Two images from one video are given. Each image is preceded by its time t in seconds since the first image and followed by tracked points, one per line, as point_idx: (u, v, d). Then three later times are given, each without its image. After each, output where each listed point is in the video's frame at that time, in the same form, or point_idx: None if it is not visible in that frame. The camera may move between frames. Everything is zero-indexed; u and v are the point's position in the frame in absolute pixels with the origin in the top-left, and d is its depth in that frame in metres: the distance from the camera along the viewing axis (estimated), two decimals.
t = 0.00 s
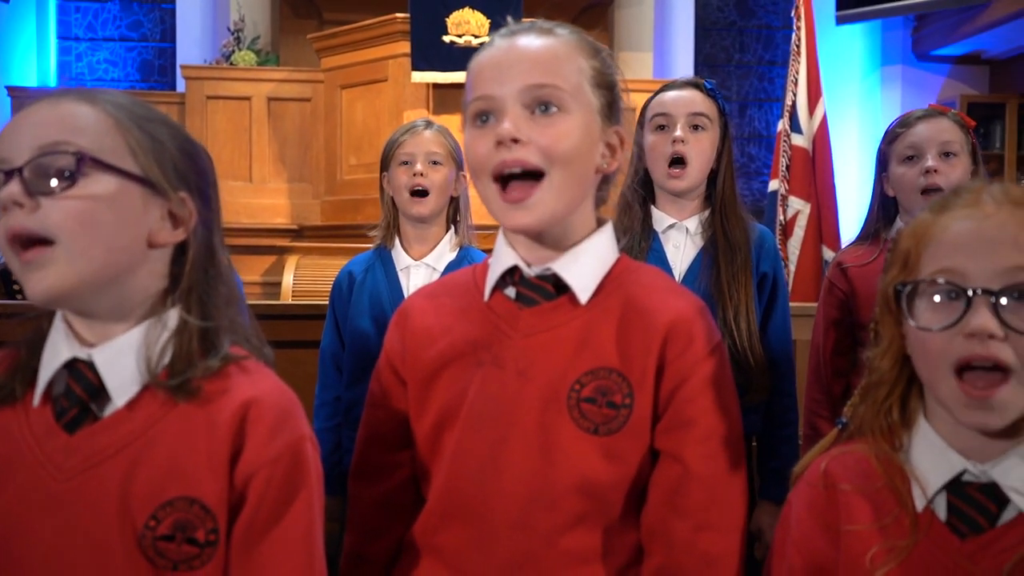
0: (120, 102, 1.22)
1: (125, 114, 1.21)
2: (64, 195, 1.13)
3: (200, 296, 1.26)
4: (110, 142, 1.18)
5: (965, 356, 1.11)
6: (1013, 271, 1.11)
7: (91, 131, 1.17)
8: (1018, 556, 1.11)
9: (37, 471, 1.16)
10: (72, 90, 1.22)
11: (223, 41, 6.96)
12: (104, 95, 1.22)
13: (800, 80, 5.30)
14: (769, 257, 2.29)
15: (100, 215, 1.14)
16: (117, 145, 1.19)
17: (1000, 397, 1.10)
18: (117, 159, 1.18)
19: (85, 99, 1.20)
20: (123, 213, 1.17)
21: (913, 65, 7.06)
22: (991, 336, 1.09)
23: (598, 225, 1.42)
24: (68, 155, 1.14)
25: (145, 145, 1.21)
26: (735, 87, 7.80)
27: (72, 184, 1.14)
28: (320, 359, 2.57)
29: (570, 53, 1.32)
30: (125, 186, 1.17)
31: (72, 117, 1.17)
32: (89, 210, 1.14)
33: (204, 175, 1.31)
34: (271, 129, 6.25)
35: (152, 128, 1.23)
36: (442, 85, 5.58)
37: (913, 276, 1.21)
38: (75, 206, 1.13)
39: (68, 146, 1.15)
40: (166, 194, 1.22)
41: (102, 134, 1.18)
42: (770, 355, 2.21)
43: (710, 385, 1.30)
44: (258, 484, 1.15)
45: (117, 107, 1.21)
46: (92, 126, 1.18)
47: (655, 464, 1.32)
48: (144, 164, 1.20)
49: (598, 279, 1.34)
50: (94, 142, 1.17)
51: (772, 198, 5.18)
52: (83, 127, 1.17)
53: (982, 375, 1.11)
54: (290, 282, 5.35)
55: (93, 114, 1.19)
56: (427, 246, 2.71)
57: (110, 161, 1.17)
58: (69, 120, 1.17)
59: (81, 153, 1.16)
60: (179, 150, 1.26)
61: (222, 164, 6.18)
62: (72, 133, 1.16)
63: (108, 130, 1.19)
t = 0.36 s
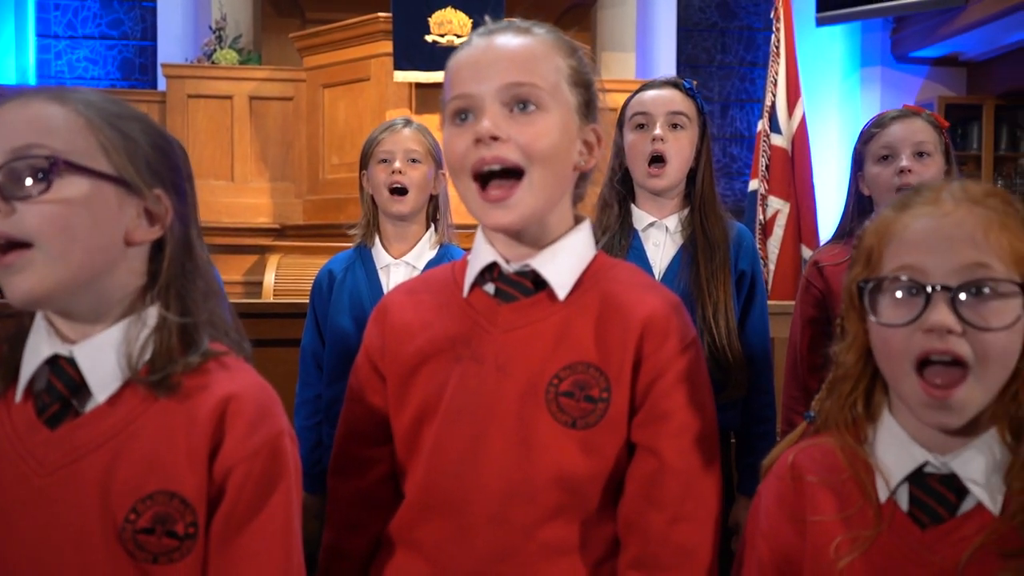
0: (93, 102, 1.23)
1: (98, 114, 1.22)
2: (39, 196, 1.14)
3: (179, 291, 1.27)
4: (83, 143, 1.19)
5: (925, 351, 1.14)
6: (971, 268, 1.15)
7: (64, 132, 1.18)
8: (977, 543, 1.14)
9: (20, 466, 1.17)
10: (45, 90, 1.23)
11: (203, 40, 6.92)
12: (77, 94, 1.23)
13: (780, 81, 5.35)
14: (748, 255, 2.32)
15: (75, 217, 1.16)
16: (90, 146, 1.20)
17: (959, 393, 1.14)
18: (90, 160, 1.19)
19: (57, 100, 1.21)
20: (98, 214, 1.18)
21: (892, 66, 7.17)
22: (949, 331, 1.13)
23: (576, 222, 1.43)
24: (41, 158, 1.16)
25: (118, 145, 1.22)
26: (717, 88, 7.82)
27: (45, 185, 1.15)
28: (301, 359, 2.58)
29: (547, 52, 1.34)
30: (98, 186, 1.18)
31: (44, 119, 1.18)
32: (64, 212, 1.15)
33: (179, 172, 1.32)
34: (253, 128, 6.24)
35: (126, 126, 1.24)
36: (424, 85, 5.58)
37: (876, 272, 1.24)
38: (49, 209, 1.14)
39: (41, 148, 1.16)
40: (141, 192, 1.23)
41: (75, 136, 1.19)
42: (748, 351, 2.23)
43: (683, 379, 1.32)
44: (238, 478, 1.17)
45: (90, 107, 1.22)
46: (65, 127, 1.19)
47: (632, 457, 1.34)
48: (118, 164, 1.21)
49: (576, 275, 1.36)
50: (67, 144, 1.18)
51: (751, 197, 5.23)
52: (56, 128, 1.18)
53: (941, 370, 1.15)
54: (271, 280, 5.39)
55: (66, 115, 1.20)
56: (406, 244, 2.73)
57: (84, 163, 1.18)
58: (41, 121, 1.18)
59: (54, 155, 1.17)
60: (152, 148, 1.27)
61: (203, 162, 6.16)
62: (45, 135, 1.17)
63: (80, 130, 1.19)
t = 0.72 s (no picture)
0: (61, 93, 1.23)
1: (66, 105, 1.22)
2: (5, 188, 1.14)
3: (148, 283, 1.27)
4: (50, 135, 1.19)
5: (874, 338, 1.16)
6: (918, 258, 1.17)
7: (31, 124, 1.18)
8: (923, 523, 1.16)
9: None
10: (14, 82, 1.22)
11: (183, 37, 6.86)
12: (45, 86, 1.23)
13: (758, 81, 5.40)
14: (724, 251, 2.34)
15: (42, 209, 1.16)
16: (57, 138, 1.19)
17: (907, 379, 1.16)
18: (57, 153, 1.19)
19: (25, 92, 1.20)
20: (65, 206, 1.18)
21: (872, 67, 7.19)
22: (897, 318, 1.15)
23: (546, 213, 1.44)
24: (8, 149, 1.16)
25: (86, 136, 1.21)
26: (699, 87, 7.84)
27: (12, 177, 1.15)
28: (278, 355, 2.57)
29: (516, 44, 1.35)
30: (65, 178, 1.18)
31: (11, 111, 1.18)
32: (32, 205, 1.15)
33: (150, 163, 1.31)
34: (233, 126, 6.21)
35: (94, 118, 1.23)
36: (405, 83, 5.56)
37: (829, 262, 1.25)
38: (16, 201, 1.14)
39: (8, 141, 1.17)
40: (109, 183, 1.23)
41: (41, 128, 1.19)
42: (724, 345, 2.25)
43: (652, 369, 1.33)
44: (204, 467, 1.17)
45: (58, 99, 1.22)
46: (32, 119, 1.19)
47: (601, 446, 1.35)
48: (86, 156, 1.21)
49: (545, 266, 1.37)
50: (34, 137, 1.18)
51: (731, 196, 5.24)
52: (22, 120, 1.18)
53: (890, 357, 1.17)
54: (250, 279, 5.38)
55: (33, 106, 1.20)
56: (383, 241, 2.72)
57: (50, 155, 1.18)
58: (8, 113, 1.18)
59: (20, 148, 1.17)
60: (122, 140, 1.26)
61: (182, 160, 6.12)
62: (11, 128, 1.17)
63: (47, 122, 1.19)
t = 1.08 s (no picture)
0: (27, 89, 1.22)
1: (31, 101, 1.21)
2: None
3: (115, 279, 1.26)
4: (14, 131, 1.19)
5: (826, 328, 1.18)
6: (867, 250, 1.20)
7: None
8: (874, 511, 1.19)
9: None
10: None
11: (160, 34, 6.80)
12: (11, 82, 1.22)
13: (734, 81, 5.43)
14: (698, 249, 2.35)
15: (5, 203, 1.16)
16: (22, 133, 1.19)
17: (857, 369, 1.18)
18: (22, 148, 1.19)
19: None
20: (30, 201, 1.18)
21: (849, 68, 7.24)
22: (848, 309, 1.17)
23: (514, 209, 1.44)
24: None
25: (52, 132, 1.21)
26: (678, 88, 7.86)
27: None
28: (251, 354, 2.57)
29: (488, 42, 1.36)
30: (29, 174, 1.18)
31: None
32: None
33: (118, 158, 1.30)
34: (210, 124, 6.16)
35: (60, 113, 1.23)
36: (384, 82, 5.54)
37: (784, 256, 1.27)
38: None
39: None
40: (75, 179, 1.22)
41: (6, 123, 1.19)
42: (697, 342, 2.27)
43: (621, 363, 1.34)
44: (171, 464, 1.16)
45: (24, 94, 1.21)
46: None
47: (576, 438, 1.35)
48: (52, 151, 1.20)
49: (517, 260, 1.38)
50: None
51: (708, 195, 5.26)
52: None
53: (838, 348, 1.20)
54: (226, 278, 5.35)
55: None
56: (356, 239, 2.73)
57: (15, 151, 1.18)
58: None
59: None
60: (90, 136, 1.25)
61: (160, 158, 6.08)
62: None
63: (12, 117, 1.19)
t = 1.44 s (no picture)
0: (17, 93, 1.28)
1: (20, 103, 1.27)
2: None
3: (84, 280, 1.31)
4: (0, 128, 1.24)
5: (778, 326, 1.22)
6: (820, 251, 1.24)
7: None
8: (829, 502, 1.22)
9: None
10: None
11: (133, 32, 6.74)
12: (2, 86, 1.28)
13: (708, 83, 5.48)
14: (667, 248, 2.39)
15: None
16: (7, 132, 1.25)
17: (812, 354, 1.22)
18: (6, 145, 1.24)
19: None
20: (8, 196, 1.23)
21: (823, 70, 7.31)
22: (801, 308, 1.21)
23: (480, 212, 1.46)
24: None
25: (36, 133, 1.26)
26: (654, 89, 7.91)
27: None
28: (222, 353, 2.56)
29: (456, 47, 1.38)
30: (11, 169, 1.24)
31: None
32: None
33: (97, 167, 1.36)
34: (184, 123, 6.13)
35: (46, 119, 1.29)
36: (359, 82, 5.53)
37: (741, 257, 1.31)
38: None
39: None
40: (54, 181, 1.27)
41: None
42: (667, 339, 2.30)
43: (585, 359, 1.37)
44: (134, 458, 1.18)
45: (13, 97, 1.27)
46: None
47: (542, 435, 1.38)
48: (34, 152, 1.26)
49: (483, 260, 1.40)
50: None
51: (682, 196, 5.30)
52: None
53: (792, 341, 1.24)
54: (200, 278, 5.33)
55: None
56: (330, 239, 2.73)
57: None
58: None
59: None
60: (72, 142, 1.31)
61: (133, 157, 6.03)
62: None
63: None
